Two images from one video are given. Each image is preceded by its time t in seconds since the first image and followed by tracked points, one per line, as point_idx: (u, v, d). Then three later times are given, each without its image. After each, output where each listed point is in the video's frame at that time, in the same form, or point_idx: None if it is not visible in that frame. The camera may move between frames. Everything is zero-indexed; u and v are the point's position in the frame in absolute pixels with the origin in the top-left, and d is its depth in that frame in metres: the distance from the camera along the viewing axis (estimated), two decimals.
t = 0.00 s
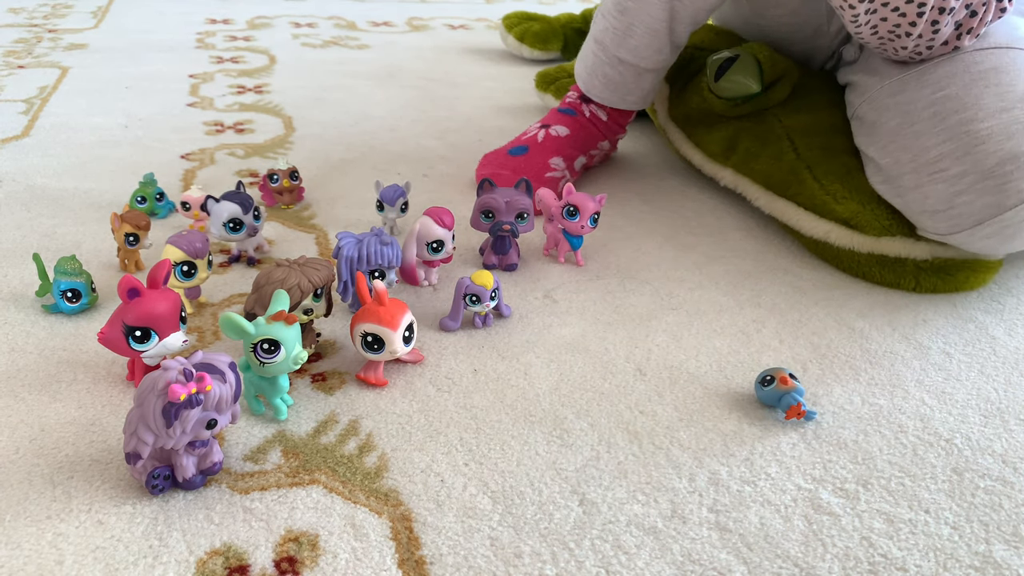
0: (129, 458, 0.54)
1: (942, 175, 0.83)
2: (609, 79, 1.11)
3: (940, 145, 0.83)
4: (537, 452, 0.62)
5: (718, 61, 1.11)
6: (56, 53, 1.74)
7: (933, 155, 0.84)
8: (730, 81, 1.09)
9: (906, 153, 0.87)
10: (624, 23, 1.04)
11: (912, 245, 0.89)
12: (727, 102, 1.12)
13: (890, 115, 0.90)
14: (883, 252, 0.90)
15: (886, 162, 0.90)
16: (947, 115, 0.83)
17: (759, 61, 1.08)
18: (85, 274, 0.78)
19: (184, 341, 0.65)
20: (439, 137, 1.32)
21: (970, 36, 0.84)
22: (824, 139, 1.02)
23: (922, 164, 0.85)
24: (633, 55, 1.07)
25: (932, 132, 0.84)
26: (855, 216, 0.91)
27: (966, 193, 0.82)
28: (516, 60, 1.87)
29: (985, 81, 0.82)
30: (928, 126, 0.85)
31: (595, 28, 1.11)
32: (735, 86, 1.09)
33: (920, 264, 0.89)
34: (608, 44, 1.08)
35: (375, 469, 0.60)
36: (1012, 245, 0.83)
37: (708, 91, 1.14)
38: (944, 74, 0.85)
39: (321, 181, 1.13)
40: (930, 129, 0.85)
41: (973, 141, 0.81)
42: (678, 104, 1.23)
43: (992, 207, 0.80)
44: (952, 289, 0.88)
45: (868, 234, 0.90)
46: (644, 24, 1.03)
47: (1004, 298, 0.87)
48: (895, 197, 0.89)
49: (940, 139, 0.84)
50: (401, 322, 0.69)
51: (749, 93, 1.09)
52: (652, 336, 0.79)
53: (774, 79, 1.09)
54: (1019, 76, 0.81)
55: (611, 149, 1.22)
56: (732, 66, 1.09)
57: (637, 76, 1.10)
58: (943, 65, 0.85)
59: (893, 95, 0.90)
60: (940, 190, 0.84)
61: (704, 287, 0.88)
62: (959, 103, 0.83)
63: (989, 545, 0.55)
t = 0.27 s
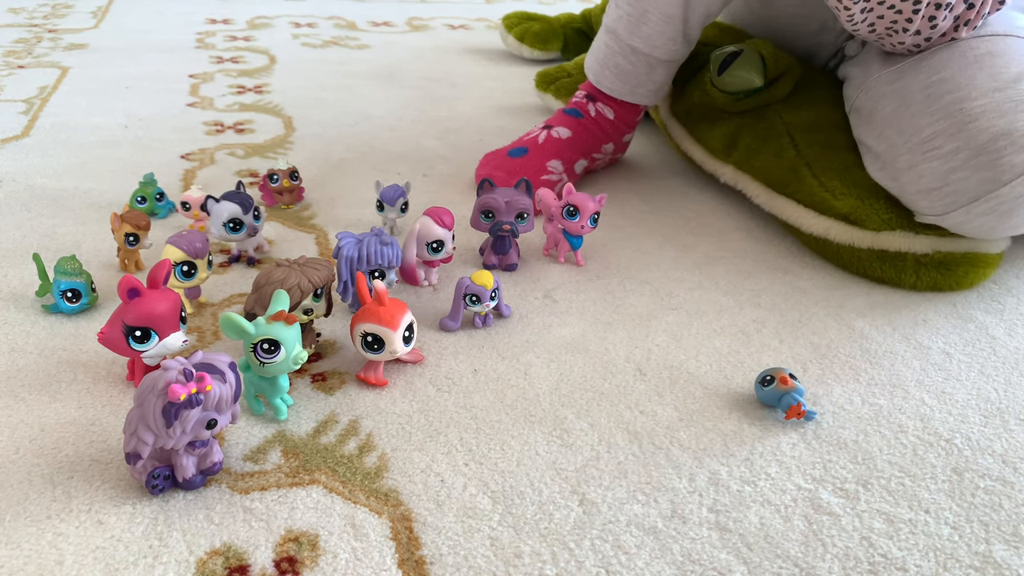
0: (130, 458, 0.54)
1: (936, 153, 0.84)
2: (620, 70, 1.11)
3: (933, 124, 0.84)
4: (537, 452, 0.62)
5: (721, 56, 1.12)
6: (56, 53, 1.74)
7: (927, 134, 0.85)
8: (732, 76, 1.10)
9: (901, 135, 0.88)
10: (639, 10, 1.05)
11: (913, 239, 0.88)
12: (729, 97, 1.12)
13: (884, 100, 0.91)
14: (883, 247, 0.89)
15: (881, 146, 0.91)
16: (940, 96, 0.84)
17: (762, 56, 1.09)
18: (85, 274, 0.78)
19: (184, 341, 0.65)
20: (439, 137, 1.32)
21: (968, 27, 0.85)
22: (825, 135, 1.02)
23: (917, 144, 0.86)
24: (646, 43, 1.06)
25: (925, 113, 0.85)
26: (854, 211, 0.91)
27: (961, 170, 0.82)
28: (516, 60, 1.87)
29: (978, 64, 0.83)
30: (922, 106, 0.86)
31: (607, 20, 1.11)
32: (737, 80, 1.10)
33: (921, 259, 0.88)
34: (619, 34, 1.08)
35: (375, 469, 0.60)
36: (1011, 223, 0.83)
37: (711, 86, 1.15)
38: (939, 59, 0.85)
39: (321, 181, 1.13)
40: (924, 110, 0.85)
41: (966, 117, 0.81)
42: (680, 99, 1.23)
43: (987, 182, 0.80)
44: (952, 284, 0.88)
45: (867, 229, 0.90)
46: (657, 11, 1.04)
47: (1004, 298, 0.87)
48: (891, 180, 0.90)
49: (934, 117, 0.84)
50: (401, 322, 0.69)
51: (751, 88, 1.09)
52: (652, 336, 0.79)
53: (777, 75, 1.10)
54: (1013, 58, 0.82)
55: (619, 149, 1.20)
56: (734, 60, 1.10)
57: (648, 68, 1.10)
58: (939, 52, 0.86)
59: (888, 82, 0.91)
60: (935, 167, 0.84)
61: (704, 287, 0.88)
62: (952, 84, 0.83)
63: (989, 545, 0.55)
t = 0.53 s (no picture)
0: (130, 458, 0.54)
1: (935, 141, 0.84)
2: (637, 58, 1.10)
3: (933, 113, 0.85)
4: (537, 452, 0.62)
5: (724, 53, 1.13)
6: (56, 53, 1.74)
7: (926, 124, 0.85)
8: (734, 73, 1.10)
9: (900, 127, 0.88)
10: None
11: (913, 236, 0.88)
12: (730, 93, 1.12)
13: (884, 93, 0.91)
14: (883, 244, 0.89)
15: (881, 137, 0.92)
16: (940, 86, 0.84)
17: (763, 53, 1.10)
18: (85, 274, 0.78)
19: (184, 341, 0.65)
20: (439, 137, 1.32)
21: (968, 20, 0.85)
22: (825, 132, 1.02)
23: (916, 133, 0.86)
24: (663, 29, 1.06)
25: (925, 103, 0.86)
26: (854, 209, 0.91)
27: (960, 158, 0.82)
28: (516, 60, 1.87)
29: (977, 57, 0.83)
30: (921, 96, 0.86)
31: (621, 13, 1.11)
32: (737, 77, 1.10)
33: (921, 255, 0.88)
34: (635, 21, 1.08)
35: (375, 469, 0.60)
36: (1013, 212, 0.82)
37: (712, 83, 1.15)
38: (939, 52, 0.86)
39: (321, 181, 1.13)
40: (924, 100, 0.86)
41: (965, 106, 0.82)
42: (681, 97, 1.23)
43: (987, 170, 0.80)
44: (953, 281, 0.87)
45: (867, 226, 0.90)
46: None
47: (1004, 298, 0.87)
48: (890, 171, 0.90)
49: (933, 107, 0.85)
50: (401, 322, 0.69)
51: (752, 85, 1.10)
52: (652, 336, 0.79)
53: (778, 73, 1.10)
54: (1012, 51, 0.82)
55: (634, 151, 1.17)
56: (737, 57, 1.11)
57: (666, 56, 1.09)
58: (940, 45, 0.86)
59: (889, 76, 0.91)
60: (934, 156, 0.84)
61: (704, 287, 0.88)
62: (951, 75, 0.84)
63: (989, 545, 0.55)
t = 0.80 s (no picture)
0: (130, 458, 0.54)
1: (933, 123, 0.84)
2: (655, 66, 1.07)
3: (929, 95, 0.85)
4: (537, 452, 0.62)
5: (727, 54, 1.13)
6: (56, 53, 1.74)
7: (923, 107, 0.85)
8: (741, 73, 1.10)
9: (897, 112, 0.89)
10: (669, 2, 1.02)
11: (912, 231, 0.88)
12: (732, 93, 1.12)
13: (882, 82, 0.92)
14: (883, 240, 0.89)
15: (879, 123, 0.92)
16: (937, 70, 0.85)
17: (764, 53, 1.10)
18: (85, 274, 0.78)
19: (184, 342, 0.65)
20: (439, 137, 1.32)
21: (965, 8, 0.87)
22: (824, 130, 1.02)
23: (914, 116, 0.86)
24: (679, 34, 1.03)
25: (922, 87, 0.86)
26: (853, 205, 0.92)
27: (958, 138, 0.82)
28: (516, 59, 1.87)
29: (973, 42, 0.84)
30: (917, 80, 0.87)
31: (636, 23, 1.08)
32: (739, 76, 1.10)
33: (921, 251, 0.88)
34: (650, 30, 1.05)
35: (375, 469, 0.60)
36: (1013, 195, 0.82)
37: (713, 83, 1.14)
38: (936, 40, 0.87)
39: (321, 181, 1.13)
40: (919, 83, 0.86)
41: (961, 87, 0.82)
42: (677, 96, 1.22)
43: (984, 150, 0.80)
44: (954, 277, 0.87)
45: (867, 222, 0.90)
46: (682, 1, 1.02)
47: (1004, 298, 0.87)
48: (889, 158, 0.90)
49: (929, 89, 0.85)
50: (401, 322, 0.69)
51: (754, 84, 1.10)
52: (652, 336, 0.79)
53: (778, 72, 1.11)
54: (1008, 38, 0.83)
55: (650, 169, 1.14)
56: (739, 57, 1.10)
57: (685, 64, 1.06)
58: (936, 33, 0.87)
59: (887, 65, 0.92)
60: (931, 138, 0.84)
61: (704, 287, 0.88)
62: (948, 59, 0.84)
63: (989, 545, 0.55)
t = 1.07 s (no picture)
0: (129, 458, 0.54)
1: (939, 129, 0.84)
2: (643, 69, 1.08)
3: (936, 100, 0.84)
4: (537, 452, 0.62)
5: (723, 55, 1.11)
6: (56, 53, 1.74)
7: (930, 112, 0.85)
8: (733, 74, 1.09)
9: (902, 115, 0.88)
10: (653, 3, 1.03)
11: (911, 233, 0.88)
12: (728, 95, 1.11)
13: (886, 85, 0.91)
14: (883, 242, 0.89)
15: (883, 128, 0.91)
16: (943, 74, 0.84)
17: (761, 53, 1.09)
18: (85, 274, 0.78)
19: (184, 341, 0.65)
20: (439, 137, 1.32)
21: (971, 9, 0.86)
22: (823, 132, 1.01)
23: (919, 121, 0.86)
24: (664, 36, 1.04)
25: (928, 91, 0.85)
26: (852, 208, 0.92)
27: (964, 145, 0.82)
28: (516, 59, 1.87)
29: (974, 46, 0.84)
30: (922, 84, 0.86)
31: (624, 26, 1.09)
32: (734, 79, 1.09)
33: (921, 253, 0.88)
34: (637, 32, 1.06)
35: (375, 468, 0.60)
36: (1015, 202, 0.82)
37: (709, 84, 1.13)
38: (937, 42, 0.87)
39: (321, 181, 1.13)
40: (925, 88, 0.86)
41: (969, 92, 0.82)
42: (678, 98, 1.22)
43: (990, 156, 0.80)
44: (954, 279, 0.87)
45: (866, 224, 0.90)
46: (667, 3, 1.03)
47: (1004, 298, 0.87)
48: (892, 161, 0.90)
49: (936, 93, 0.85)
50: (401, 322, 0.69)
51: (750, 85, 1.09)
52: (652, 336, 0.79)
53: (775, 73, 1.09)
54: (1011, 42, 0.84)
55: (644, 167, 1.13)
56: (735, 59, 1.09)
57: (672, 65, 1.07)
58: (940, 35, 0.87)
59: (889, 69, 0.91)
60: (937, 143, 0.84)
61: (704, 287, 0.88)
62: (954, 62, 0.84)
63: (989, 545, 0.55)
